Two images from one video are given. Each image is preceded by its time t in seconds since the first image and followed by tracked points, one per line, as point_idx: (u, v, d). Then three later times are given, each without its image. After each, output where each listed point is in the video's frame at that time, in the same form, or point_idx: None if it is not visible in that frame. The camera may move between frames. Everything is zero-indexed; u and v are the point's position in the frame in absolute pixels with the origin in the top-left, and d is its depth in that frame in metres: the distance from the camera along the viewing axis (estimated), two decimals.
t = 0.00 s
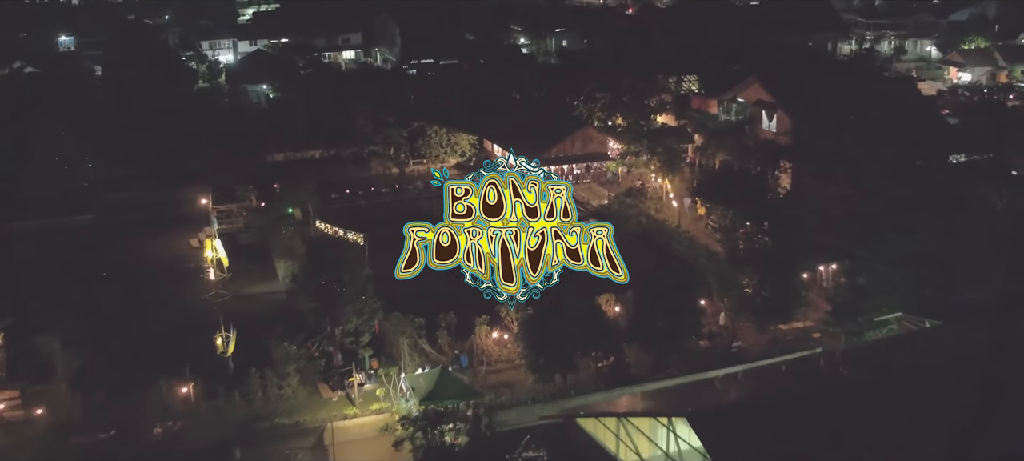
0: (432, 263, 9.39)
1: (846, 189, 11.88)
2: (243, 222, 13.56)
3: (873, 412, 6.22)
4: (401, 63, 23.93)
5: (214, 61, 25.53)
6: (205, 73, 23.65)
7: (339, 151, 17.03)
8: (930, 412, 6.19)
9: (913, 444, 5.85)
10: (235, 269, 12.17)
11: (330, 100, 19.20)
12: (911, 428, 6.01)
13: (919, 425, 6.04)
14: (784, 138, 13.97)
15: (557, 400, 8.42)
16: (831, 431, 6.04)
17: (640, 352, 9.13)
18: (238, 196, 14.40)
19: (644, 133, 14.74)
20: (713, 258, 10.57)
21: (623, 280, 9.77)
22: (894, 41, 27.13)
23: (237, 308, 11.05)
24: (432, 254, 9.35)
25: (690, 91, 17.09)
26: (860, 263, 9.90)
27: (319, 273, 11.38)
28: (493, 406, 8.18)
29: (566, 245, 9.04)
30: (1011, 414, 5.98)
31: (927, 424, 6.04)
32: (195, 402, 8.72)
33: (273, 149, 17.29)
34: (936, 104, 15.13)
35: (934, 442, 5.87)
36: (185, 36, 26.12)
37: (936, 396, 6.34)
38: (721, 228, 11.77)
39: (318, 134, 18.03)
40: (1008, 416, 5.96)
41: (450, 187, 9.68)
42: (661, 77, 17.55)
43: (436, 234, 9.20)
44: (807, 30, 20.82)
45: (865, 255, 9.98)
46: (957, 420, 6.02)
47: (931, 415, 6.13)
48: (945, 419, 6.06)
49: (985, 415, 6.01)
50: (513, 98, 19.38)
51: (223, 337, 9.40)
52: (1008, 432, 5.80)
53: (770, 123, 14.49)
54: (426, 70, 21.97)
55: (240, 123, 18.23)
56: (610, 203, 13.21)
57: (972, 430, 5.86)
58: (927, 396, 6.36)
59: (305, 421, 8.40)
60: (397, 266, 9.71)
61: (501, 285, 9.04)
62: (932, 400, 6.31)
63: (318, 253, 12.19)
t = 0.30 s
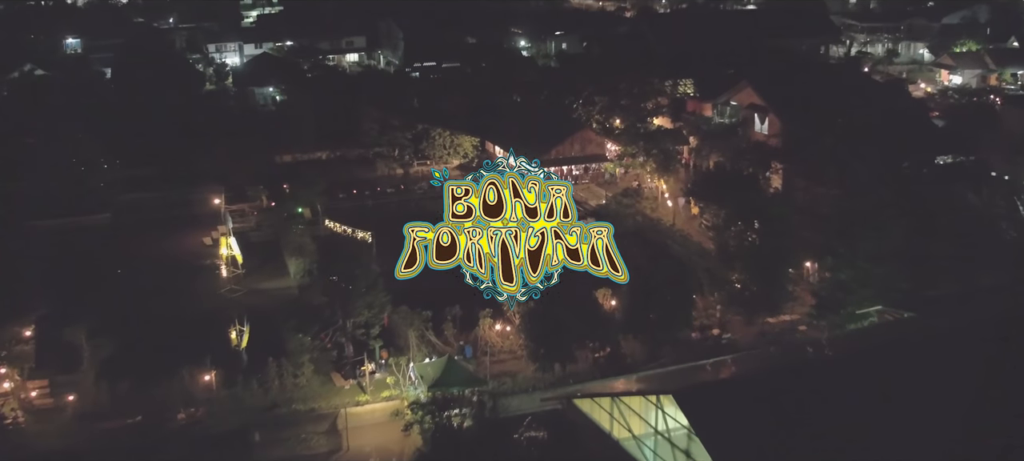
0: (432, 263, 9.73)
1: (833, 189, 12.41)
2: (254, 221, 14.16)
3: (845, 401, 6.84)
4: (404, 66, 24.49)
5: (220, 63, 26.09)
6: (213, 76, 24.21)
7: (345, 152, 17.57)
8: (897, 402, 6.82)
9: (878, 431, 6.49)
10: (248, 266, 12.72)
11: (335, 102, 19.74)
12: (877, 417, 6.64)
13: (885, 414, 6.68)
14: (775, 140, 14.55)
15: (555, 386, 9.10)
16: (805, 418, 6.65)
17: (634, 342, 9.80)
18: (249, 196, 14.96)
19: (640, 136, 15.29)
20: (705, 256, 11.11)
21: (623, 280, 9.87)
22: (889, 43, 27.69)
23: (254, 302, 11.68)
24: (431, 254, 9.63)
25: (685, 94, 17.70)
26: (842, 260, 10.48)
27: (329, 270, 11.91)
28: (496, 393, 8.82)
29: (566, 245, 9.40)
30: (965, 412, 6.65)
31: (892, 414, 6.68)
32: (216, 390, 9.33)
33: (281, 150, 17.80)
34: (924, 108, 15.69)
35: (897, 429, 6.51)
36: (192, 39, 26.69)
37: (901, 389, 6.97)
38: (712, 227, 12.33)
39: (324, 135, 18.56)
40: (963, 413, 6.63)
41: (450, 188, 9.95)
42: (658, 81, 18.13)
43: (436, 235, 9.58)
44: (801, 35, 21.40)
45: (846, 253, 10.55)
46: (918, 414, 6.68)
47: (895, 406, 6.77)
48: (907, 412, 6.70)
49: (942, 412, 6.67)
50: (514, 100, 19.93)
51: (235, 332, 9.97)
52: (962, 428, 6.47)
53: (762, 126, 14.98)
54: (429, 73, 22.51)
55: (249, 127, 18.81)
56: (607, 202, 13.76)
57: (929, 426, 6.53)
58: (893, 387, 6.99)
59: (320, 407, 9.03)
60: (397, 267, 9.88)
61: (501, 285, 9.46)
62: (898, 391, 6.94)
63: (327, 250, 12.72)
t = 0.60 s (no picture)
0: (432, 263, 10.28)
1: (823, 190, 12.95)
2: (266, 222, 14.70)
3: (824, 384, 7.40)
4: (408, 69, 25.02)
5: (226, 66, 26.59)
6: (220, 78, 24.74)
7: (352, 155, 18.13)
8: (873, 387, 7.35)
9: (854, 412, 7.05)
10: (260, 263, 13.24)
11: (341, 105, 20.27)
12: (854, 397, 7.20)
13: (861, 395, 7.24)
14: (768, 142, 15.16)
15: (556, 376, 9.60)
16: (788, 400, 7.21)
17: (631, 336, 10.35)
18: (259, 197, 15.49)
19: (637, 138, 15.82)
20: (698, 253, 11.66)
21: (623, 280, 10.23)
22: (883, 46, 28.32)
23: (265, 297, 12.01)
24: (432, 254, 10.16)
25: (682, 97, 18.22)
26: (826, 257, 11.07)
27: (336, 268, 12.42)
28: (500, 383, 9.34)
29: (566, 245, 9.84)
30: (934, 395, 7.22)
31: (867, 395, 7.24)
32: (236, 380, 9.86)
33: (289, 152, 18.34)
34: (912, 111, 16.24)
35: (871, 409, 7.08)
36: (199, 43, 27.22)
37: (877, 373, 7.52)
38: (706, 224, 12.75)
39: (331, 136, 19.10)
40: (931, 397, 7.20)
41: (450, 188, 10.44)
42: (655, 84, 18.68)
43: (436, 235, 10.09)
44: (795, 39, 21.96)
45: (832, 252, 11.09)
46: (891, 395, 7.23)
47: (870, 388, 7.33)
48: (882, 393, 7.26)
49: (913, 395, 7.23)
50: (515, 103, 20.47)
51: (250, 326, 10.71)
52: (930, 410, 7.05)
53: (754, 128, 15.58)
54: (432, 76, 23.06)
55: (258, 131, 19.37)
56: (606, 203, 14.31)
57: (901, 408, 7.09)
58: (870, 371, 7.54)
59: (333, 395, 9.52)
60: (397, 267, 10.37)
61: (501, 285, 10.06)
62: (873, 375, 7.50)
63: (336, 248, 13.22)
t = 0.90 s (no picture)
0: (431, 263, 10.84)
1: (813, 190, 13.47)
2: (277, 221, 15.20)
3: (805, 372, 7.96)
4: (411, 72, 25.55)
5: (232, 69, 27.10)
6: (226, 81, 25.26)
7: (357, 157, 18.65)
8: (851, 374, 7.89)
9: (830, 398, 7.58)
10: (272, 261, 13.76)
11: (346, 108, 20.80)
12: (830, 385, 7.75)
13: (837, 383, 7.77)
14: (762, 146, 15.72)
15: (557, 367, 10.06)
16: (771, 386, 7.75)
17: (630, 331, 10.81)
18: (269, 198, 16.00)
19: (634, 142, 16.36)
20: (692, 252, 12.20)
21: (623, 279, 10.64)
22: (877, 50, 28.87)
23: (278, 295, 12.49)
24: (432, 254, 10.66)
25: (678, 101, 18.76)
26: (813, 255, 11.62)
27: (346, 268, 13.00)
28: (504, 374, 9.79)
29: (566, 245, 10.40)
30: (904, 384, 7.74)
31: (843, 382, 7.76)
32: (253, 371, 10.47)
33: (297, 154, 18.84)
34: (900, 114, 16.79)
35: (846, 395, 7.61)
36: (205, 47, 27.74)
37: (853, 362, 8.06)
38: (701, 225, 13.30)
39: (337, 139, 19.63)
40: (903, 384, 7.72)
41: (450, 188, 11.00)
42: (652, 89, 19.24)
43: (436, 235, 10.62)
44: (789, 45, 22.53)
45: (819, 250, 11.63)
46: (865, 383, 7.75)
47: (846, 376, 7.85)
48: (857, 380, 7.78)
49: (886, 383, 7.75)
50: (516, 106, 21.01)
51: (261, 322, 11.26)
52: (900, 397, 7.57)
53: (748, 132, 16.16)
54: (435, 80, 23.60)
55: (265, 133, 19.87)
56: (604, 203, 14.82)
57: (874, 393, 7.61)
58: (847, 361, 8.09)
59: (345, 386, 9.99)
60: (398, 267, 10.86)
61: (502, 286, 10.51)
62: (850, 364, 8.04)
63: (345, 248, 13.79)
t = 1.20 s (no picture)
0: (432, 261, 11.28)
1: (802, 190, 14.03)
2: (286, 221, 15.77)
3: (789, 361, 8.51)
4: (414, 76, 26.12)
5: (238, 72, 27.67)
6: (233, 84, 25.82)
7: (363, 159, 19.22)
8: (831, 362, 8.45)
9: (809, 383, 8.12)
10: (283, 260, 14.31)
11: (351, 110, 21.35)
12: (812, 373, 8.29)
13: (816, 370, 8.32)
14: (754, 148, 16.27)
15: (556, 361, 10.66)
16: (756, 374, 8.29)
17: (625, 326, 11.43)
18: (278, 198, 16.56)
19: (630, 143, 16.83)
20: (686, 249, 12.77)
21: (622, 279, 11.15)
22: (871, 53, 29.47)
23: (289, 292, 13.02)
24: (433, 253, 11.08)
25: (675, 105, 19.36)
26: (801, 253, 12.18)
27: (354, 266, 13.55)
28: (507, 367, 10.36)
29: (566, 245, 10.91)
30: (879, 370, 8.29)
31: (822, 368, 8.33)
32: (268, 364, 10.89)
33: (304, 156, 19.40)
34: (889, 118, 17.36)
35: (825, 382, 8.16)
36: (212, 50, 28.29)
37: (834, 352, 8.62)
38: (694, 224, 13.89)
39: (343, 141, 20.19)
40: (878, 372, 8.25)
41: (450, 188, 11.51)
42: (649, 93, 19.84)
43: (436, 235, 11.11)
44: (784, 50, 23.11)
45: (806, 247, 12.17)
46: (838, 367, 8.34)
47: (826, 364, 8.41)
48: (833, 367, 8.35)
49: (862, 368, 8.32)
50: (517, 109, 21.60)
51: (273, 319, 11.61)
52: (876, 381, 8.11)
53: (742, 135, 16.73)
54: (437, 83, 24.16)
55: (273, 134, 20.42)
56: (603, 204, 15.41)
57: (848, 377, 8.17)
58: (828, 351, 8.64)
59: (355, 377, 10.58)
60: (399, 265, 11.36)
61: (502, 285, 11.05)
62: (831, 353, 8.60)
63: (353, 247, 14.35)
